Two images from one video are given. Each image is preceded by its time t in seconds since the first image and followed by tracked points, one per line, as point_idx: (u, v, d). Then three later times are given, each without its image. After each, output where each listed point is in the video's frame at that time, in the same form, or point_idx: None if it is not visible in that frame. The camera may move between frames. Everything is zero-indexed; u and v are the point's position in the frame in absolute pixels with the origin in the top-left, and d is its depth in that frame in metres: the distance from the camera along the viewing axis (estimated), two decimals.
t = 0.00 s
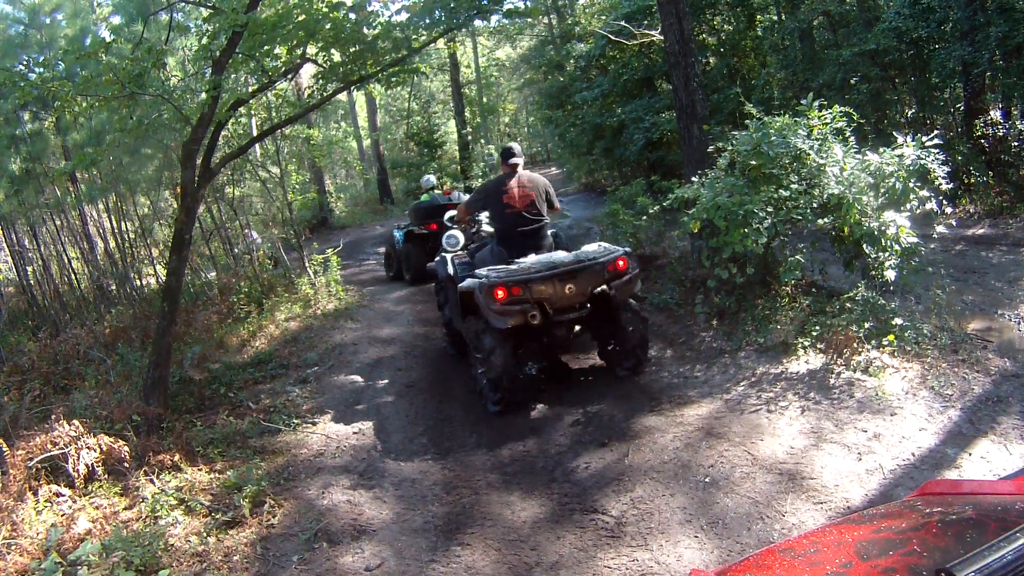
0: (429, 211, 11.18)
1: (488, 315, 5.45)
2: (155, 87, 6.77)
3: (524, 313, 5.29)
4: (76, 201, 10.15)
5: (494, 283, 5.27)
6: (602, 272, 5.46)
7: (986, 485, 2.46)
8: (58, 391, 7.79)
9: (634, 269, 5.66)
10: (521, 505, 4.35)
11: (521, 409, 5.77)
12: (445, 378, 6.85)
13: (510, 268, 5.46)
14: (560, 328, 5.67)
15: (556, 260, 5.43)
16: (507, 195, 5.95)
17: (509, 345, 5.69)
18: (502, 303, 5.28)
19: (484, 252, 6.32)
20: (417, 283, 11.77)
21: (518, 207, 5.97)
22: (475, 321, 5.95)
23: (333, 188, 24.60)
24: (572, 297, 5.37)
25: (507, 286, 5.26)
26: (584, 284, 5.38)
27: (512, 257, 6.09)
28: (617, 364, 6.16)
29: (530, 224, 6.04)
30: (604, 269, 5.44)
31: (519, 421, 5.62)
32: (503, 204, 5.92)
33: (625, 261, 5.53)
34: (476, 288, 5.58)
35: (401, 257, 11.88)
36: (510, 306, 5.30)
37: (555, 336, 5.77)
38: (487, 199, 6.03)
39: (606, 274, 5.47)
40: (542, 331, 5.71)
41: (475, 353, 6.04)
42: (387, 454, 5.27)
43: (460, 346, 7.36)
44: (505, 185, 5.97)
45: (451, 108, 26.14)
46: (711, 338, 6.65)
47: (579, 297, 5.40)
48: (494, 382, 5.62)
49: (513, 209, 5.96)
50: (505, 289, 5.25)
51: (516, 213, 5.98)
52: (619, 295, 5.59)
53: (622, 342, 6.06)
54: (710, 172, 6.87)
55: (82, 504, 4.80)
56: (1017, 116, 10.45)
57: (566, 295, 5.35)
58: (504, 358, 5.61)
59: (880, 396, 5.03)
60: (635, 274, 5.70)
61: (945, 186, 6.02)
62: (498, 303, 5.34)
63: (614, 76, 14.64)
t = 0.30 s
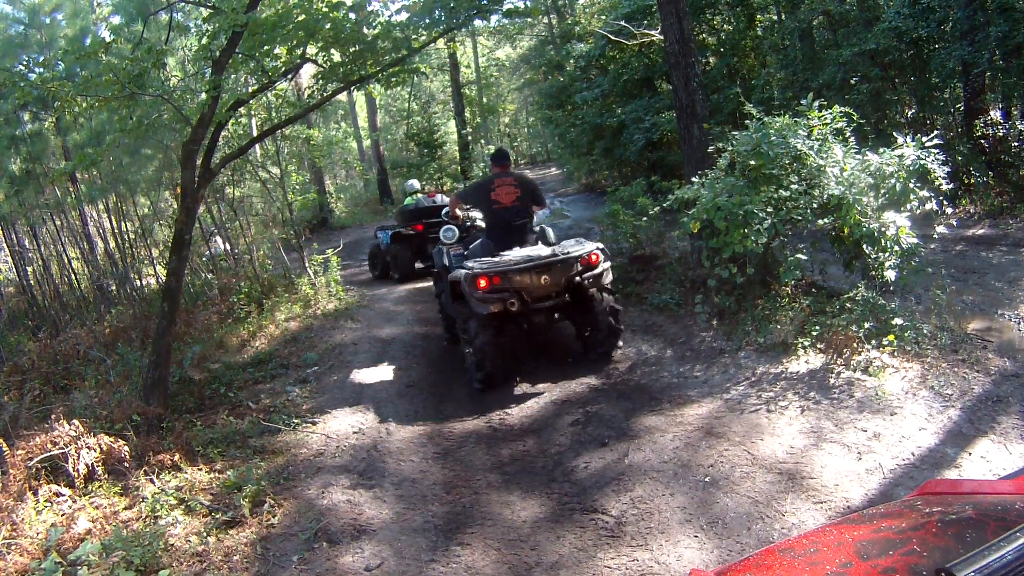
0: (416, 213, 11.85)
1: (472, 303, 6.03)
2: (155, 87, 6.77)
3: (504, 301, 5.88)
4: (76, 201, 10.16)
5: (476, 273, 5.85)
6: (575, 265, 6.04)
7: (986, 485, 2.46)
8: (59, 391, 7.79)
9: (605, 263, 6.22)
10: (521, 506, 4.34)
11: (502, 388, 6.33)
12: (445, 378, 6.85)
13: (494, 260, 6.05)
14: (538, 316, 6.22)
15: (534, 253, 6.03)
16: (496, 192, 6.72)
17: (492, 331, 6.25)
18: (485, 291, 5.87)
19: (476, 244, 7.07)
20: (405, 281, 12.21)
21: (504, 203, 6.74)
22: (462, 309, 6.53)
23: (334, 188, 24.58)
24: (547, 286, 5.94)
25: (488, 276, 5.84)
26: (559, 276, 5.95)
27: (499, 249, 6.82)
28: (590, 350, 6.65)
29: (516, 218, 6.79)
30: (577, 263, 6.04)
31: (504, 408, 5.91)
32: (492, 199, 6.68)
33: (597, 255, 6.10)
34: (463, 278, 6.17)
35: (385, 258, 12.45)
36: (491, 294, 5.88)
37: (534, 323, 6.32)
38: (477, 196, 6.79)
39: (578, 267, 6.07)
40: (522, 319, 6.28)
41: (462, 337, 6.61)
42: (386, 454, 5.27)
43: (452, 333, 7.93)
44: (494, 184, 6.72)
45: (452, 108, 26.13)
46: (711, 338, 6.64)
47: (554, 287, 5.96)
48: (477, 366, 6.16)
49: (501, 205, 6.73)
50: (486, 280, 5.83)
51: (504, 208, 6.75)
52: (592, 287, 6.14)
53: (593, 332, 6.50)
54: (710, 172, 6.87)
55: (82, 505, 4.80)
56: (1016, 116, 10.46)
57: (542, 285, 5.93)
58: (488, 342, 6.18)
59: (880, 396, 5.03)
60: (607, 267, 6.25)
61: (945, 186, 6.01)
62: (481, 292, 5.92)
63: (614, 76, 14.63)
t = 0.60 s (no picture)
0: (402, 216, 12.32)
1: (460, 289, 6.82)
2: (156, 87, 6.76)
3: (487, 287, 6.67)
4: (76, 201, 10.16)
5: (463, 261, 6.64)
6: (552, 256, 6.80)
7: (984, 485, 2.46)
8: (59, 391, 7.80)
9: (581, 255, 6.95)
10: (521, 506, 4.34)
11: (487, 365, 7.05)
12: (445, 377, 6.86)
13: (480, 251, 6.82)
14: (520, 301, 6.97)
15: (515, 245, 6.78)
16: (486, 192, 7.41)
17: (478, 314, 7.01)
18: (471, 278, 6.67)
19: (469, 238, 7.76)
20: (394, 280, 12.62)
21: (494, 202, 7.38)
22: (454, 295, 7.31)
23: (333, 189, 24.56)
24: (526, 274, 6.72)
25: (473, 265, 6.63)
26: (536, 265, 6.73)
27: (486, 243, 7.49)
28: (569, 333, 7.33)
29: (503, 216, 7.42)
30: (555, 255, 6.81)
31: (504, 408, 5.91)
32: (482, 197, 7.37)
33: (573, 247, 6.85)
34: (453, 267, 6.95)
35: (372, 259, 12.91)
36: (476, 281, 6.67)
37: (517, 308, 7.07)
38: (470, 194, 7.49)
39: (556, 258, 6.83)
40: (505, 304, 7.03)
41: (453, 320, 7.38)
42: (386, 454, 5.28)
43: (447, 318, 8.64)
44: (486, 183, 7.44)
45: (452, 108, 26.10)
46: (711, 338, 6.65)
47: (532, 275, 6.73)
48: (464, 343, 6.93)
49: (490, 203, 7.38)
50: (471, 268, 6.62)
51: (492, 206, 7.41)
52: (568, 276, 6.88)
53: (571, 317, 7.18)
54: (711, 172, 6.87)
55: (82, 504, 4.79)
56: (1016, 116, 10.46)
57: (521, 273, 6.71)
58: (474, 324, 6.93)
59: (880, 396, 5.03)
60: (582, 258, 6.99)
61: (945, 187, 6.01)
62: (467, 279, 6.71)
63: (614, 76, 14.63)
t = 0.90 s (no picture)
0: (387, 219, 12.63)
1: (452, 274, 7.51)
2: (156, 87, 6.77)
3: (476, 273, 7.37)
4: (76, 201, 10.17)
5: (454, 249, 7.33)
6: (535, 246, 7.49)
7: (983, 485, 2.46)
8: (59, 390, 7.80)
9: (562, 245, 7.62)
10: (521, 506, 4.34)
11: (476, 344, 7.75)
12: (445, 377, 6.86)
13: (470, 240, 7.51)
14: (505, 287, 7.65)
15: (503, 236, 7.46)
16: (480, 187, 8.24)
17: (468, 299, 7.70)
18: (461, 265, 7.35)
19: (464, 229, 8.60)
20: (376, 279, 12.91)
21: (487, 197, 8.24)
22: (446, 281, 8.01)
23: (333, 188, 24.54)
24: (511, 262, 7.41)
25: (464, 252, 7.32)
26: (520, 254, 7.42)
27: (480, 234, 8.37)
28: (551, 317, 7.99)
29: (497, 211, 8.30)
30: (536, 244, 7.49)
31: (504, 408, 5.91)
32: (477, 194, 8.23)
33: (554, 238, 7.53)
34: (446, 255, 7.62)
35: (355, 258, 13.16)
36: (466, 267, 7.36)
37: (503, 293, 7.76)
38: (466, 192, 8.32)
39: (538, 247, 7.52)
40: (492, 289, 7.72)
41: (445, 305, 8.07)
42: (385, 454, 5.28)
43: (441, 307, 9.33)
44: (480, 181, 8.29)
45: (451, 108, 26.07)
46: (710, 338, 6.65)
47: (516, 263, 7.42)
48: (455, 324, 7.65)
49: (484, 199, 8.25)
50: (462, 255, 7.31)
51: (485, 201, 8.25)
52: (549, 264, 7.55)
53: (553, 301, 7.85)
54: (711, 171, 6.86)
55: (82, 504, 4.79)
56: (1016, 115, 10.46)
57: (506, 261, 7.40)
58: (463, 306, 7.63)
59: (880, 396, 5.03)
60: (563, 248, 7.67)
61: (944, 186, 6.00)
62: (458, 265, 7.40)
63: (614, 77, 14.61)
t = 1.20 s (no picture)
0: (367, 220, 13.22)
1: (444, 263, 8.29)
2: (157, 87, 6.78)
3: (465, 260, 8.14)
4: (76, 200, 10.17)
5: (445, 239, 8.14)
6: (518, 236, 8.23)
7: (982, 485, 2.47)
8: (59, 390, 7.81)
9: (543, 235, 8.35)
10: (521, 505, 4.35)
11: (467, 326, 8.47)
12: (445, 376, 6.87)
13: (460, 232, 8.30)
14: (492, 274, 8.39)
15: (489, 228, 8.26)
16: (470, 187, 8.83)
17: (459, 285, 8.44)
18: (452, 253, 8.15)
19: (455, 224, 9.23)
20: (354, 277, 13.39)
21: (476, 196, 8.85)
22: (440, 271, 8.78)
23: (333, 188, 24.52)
24: (496, 251, 8.18)
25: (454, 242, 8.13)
26: (504, 243, 8.18)
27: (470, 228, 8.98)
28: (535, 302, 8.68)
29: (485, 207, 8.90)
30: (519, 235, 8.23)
31: (503, 408, 5.92)
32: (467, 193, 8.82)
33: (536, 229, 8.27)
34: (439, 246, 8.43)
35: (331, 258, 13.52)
36: (456, 256, 8.15)
37: (491, 280, 8.48)
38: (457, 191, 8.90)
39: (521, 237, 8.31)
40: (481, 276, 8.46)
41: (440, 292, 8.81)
42: (384, 453, 5.29)
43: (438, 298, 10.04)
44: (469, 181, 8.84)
45: (451, 108, 26.05)
46: (710, 337, 6.66)
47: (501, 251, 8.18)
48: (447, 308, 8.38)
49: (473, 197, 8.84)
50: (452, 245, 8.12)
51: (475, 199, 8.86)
52: (531, 252, 8.28)
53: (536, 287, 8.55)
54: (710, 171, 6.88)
55: (82, 504, 4.79)
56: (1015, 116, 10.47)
57: (492, 249, 8.17)
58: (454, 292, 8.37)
59: (879, 395, 5.04)
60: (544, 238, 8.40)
61: (943, 186, 6.00)
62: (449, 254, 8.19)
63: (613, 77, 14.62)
